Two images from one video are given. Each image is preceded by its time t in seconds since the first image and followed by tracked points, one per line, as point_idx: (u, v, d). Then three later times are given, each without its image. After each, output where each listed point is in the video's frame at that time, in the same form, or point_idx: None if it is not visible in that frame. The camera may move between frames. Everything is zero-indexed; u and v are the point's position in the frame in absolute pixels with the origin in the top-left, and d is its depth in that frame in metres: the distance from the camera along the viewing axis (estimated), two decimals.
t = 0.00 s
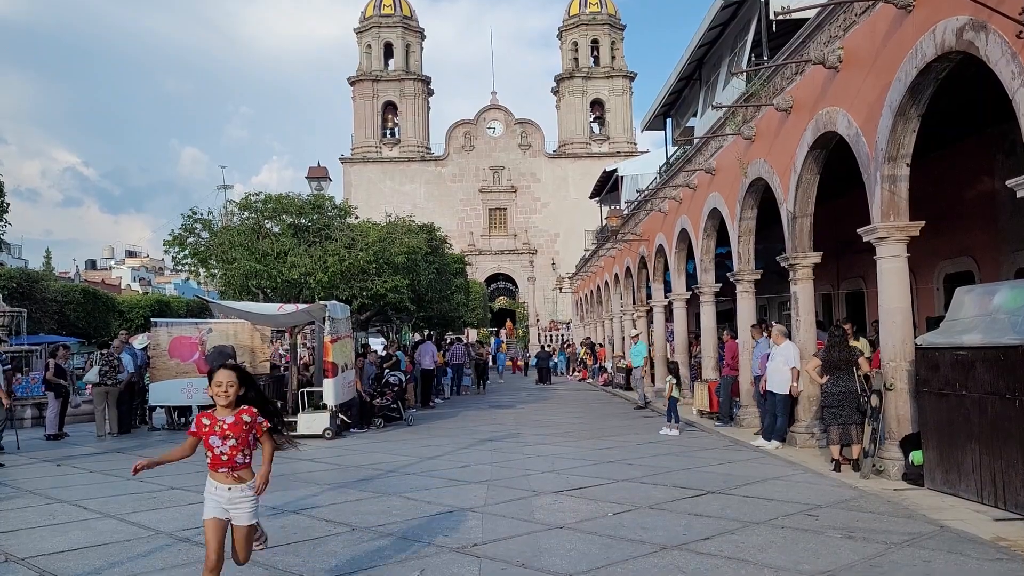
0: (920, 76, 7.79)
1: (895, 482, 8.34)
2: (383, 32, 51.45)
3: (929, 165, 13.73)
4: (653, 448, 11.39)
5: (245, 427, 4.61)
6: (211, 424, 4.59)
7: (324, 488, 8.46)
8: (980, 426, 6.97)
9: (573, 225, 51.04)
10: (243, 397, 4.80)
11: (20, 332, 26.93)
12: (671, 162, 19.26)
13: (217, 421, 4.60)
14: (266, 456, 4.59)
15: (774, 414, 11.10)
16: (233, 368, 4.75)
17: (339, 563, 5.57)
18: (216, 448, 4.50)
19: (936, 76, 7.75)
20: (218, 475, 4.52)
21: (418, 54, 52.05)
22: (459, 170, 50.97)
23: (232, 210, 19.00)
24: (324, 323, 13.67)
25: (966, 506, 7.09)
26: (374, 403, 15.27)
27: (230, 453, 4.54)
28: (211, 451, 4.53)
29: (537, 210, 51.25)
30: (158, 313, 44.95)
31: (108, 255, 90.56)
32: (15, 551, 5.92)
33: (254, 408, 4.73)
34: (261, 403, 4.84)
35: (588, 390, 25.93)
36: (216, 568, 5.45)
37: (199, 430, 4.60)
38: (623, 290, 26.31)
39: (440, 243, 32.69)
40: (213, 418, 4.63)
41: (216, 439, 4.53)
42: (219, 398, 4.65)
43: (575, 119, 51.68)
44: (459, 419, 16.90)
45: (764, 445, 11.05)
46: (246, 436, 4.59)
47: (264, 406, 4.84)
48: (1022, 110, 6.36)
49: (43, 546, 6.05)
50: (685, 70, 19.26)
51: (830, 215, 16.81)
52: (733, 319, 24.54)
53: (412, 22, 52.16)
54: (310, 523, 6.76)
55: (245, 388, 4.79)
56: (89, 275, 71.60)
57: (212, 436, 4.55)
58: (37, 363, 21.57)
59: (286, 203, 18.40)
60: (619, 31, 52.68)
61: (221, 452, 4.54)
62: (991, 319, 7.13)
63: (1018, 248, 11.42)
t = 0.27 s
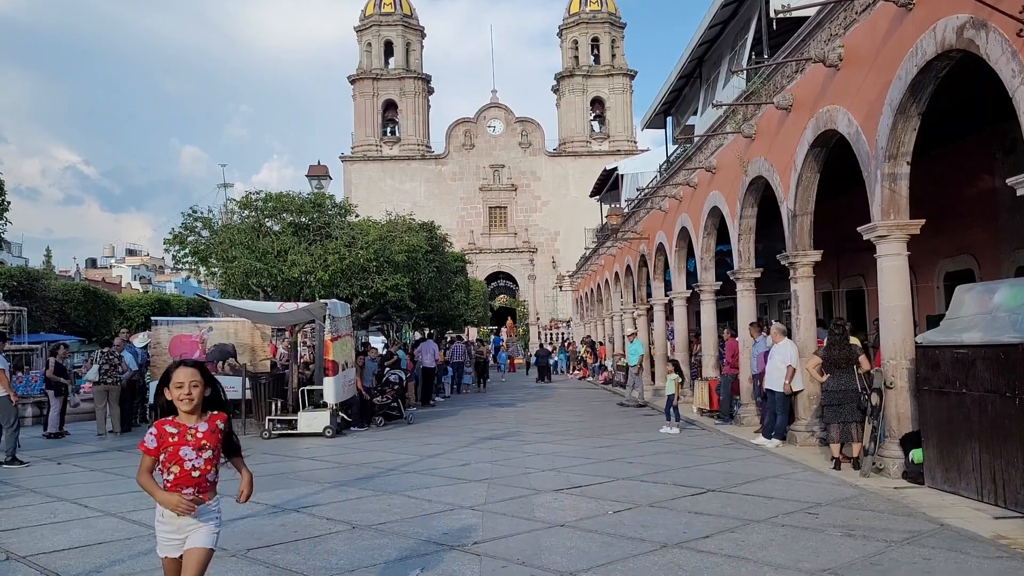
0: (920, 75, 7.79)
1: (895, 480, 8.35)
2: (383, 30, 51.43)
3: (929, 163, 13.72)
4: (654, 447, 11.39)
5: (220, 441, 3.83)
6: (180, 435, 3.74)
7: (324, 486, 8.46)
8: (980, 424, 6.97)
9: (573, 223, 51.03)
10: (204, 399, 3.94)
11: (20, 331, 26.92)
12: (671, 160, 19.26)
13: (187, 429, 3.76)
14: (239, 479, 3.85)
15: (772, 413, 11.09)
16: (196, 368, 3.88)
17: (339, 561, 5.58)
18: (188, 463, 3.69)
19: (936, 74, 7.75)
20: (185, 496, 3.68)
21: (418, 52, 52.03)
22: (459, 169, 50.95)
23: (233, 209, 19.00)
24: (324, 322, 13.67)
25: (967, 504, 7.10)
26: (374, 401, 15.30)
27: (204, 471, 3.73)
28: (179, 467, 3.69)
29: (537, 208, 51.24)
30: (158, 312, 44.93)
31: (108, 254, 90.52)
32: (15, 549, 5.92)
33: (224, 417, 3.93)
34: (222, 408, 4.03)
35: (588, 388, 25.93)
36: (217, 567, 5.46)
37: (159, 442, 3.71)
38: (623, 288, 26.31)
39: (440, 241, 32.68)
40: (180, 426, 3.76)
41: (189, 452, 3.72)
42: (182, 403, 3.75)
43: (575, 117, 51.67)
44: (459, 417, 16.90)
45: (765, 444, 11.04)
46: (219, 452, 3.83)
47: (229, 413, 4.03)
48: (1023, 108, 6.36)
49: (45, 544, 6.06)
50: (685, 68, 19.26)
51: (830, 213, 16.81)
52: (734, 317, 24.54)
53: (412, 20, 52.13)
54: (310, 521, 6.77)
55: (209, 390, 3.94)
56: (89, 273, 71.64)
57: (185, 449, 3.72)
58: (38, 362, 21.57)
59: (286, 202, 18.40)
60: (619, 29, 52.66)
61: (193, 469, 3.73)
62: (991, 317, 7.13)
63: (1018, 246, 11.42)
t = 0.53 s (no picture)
0: (922, 77, 7.80)
1: (896, 482, 8.35)
2: (385, 30, 51.46)
3: (931, 165, 13.73)
4: (654, 448, 11.39)
5: (157, 462, 3.16)
6: (112, 456, 3.19)
7: (325, 486, 8.47)
8: (981, 426, 6.97)
9: (574, 224, 51.03)
10: (164, 411, 3.36)
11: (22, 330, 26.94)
12: (673, 161, 19.28)
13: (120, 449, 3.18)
14: (178, 510, 3.13)
15: (773, 414, 11.09)
16: (148, 370, 3.29)
17: (340, 561, 5.59)
18: (112, 493, 3.12)
19: (938, 76, 7.76)
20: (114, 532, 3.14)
21: (420, 53, 52.06)
22: (460, 169, 50.97)
23: (234, 209, 19.02)
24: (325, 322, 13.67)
25: (967, 506, 7.10)
26: (375, 401, 15.27)
27: (135, 502, 3.12)
28: (109, 497, 3.16)
29: (538, 209, 51.24)
30: (159, 311, 44.94)
31: (108, 254, 90.56)
32: (17, 549, 5.93)
33: (179, 432, 3.28)
34: (191, 424, 3.39)
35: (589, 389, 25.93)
36: (218, 566, 5.47)
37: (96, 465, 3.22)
38: (624, 289, 26.33)
39: (442, 242, 32.71)
40: (116, 445, 3.21)
41: (115, 477, 3.14)
42: (124, 417, 3.20)
43: (576, 118, 51.69)
44: (460, 417, 16.90)
45: (765, 445, 11.05)
46: (157, 478, 3.16)
47: (196, 430, 3.38)
48: None
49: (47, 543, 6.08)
50: (687, 69, 19.28)
51: (831, 215, 16.81)
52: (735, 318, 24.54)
53: (413, 21, 52.16)
54: (311, 521, 6.78)
55: (167, 402, 3.35)
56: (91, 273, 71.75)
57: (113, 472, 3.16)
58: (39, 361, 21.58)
59: (288, 202, 18.42)
60: (621, 30, 52.68)
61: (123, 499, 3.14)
62: (992, 319, 7.14)
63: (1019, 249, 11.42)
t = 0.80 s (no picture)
0: (922, 85, 7.82)
1: (896, 490, 8.34)
2: (386, 36, 51.57)
3: (931, 173, 13.74)
4: (654, 455, 11.39)
5: (89, 541, 2.76)
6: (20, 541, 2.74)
7: (325, 493, 8.47)
8: (982, 435, 6.97)
9: (575, 230, 51.06)
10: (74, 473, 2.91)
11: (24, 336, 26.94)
12: (673, 168, 19.29)
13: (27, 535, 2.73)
14: None
15: (773, 421, 11.08)
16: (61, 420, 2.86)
17: (341, 569, 5.59)
18: None
19: (938, 85, 7.77)
20: None
21: (421, 59, 52.16)
22: (461, 175, 51.03)
23: (234, 215, 19.05)
24: (326, 328, 13.60)
25: (968, 514, 7.09)
26: (375, 408, 15.22)
27: None
28: None
29: (539, 215, 51.28)
30: (160, 317, 44.97)
31: (109, 259, 90.57)
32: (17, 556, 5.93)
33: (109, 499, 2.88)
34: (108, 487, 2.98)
35: (589, 395, 25.92)
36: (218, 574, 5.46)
37: None
38: (625, 295, 26.33)
39: (443, 248, 32.74)
40: (25, 526, 2.75)
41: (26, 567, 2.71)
42: (32, 481, 2.76)
43: (577, 124, 51.76)
44: (460, 424, 16.89)
45: (766, 453, 11.04)
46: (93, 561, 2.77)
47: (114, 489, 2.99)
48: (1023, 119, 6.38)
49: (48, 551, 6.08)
50: (687, 76, 19.31)
51: (832, 222, 16.82)
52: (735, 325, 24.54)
53: (414, 27, 52.26)
54: (311, 529, 6.77)
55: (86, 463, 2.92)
56: (91, 278, 71.76)
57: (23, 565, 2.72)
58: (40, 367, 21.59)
59: (290, 208, 18.36)
60: (621, 36, 52.80)
61: None
62: (993, 327, 7.14)
63: (1019, 256, 11.42)
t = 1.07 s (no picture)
0: (922, 98, 7.84)
1: (899, 503, 8.32)
2: (387, 49, 51.78)
3: (931, 185, 13.76)
4: (656, 467, 11.37)
5: None
6: None
7: (326, 505, 8.45)
8: (984, 448, 6.96)
9: (575, 241, 51.12)
10: None
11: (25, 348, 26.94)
12: (674, 180, 19.33)
13: None
14: None
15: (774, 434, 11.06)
16: None
17: None
18: None
19: (938, 98, 7.79)
20: None
21: (422, 72, 52.37)
22: (462, 187, 51.14)
23: (236, 226, 19.07)
24: (326, 340, 13.66)
25: (971, 527, 7.07)
26: (375, 420, 15.20)
27: None
28: None
29: (540, 226, 51.36)
30: (161, 328, 44.99)
31: (110, 270, 90.62)
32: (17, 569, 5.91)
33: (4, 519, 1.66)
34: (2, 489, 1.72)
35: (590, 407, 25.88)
36: None
37: None
38: (625, 307, 26.33)
39: (443, 260, 32.80)
40: None
41: None
42: None
43: (577, 136, 51.90)
44: (461, 436, 16.87)
45: (767, 466, 11.01)
46: None
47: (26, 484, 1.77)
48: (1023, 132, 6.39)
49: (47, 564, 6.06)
50: (687, 89, 19.39)
51: (833, 234, 16.83)
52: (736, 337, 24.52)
53: (415, 40, 52.48)
54: (311, 542, 6.76)
55: None
56: (92, 290, 71.78)
57: None
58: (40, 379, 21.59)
59: (291, 220, 18.37)
60: (622, 49, 53.02)
61: None
62: (994, 340, 7.14)
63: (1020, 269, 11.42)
